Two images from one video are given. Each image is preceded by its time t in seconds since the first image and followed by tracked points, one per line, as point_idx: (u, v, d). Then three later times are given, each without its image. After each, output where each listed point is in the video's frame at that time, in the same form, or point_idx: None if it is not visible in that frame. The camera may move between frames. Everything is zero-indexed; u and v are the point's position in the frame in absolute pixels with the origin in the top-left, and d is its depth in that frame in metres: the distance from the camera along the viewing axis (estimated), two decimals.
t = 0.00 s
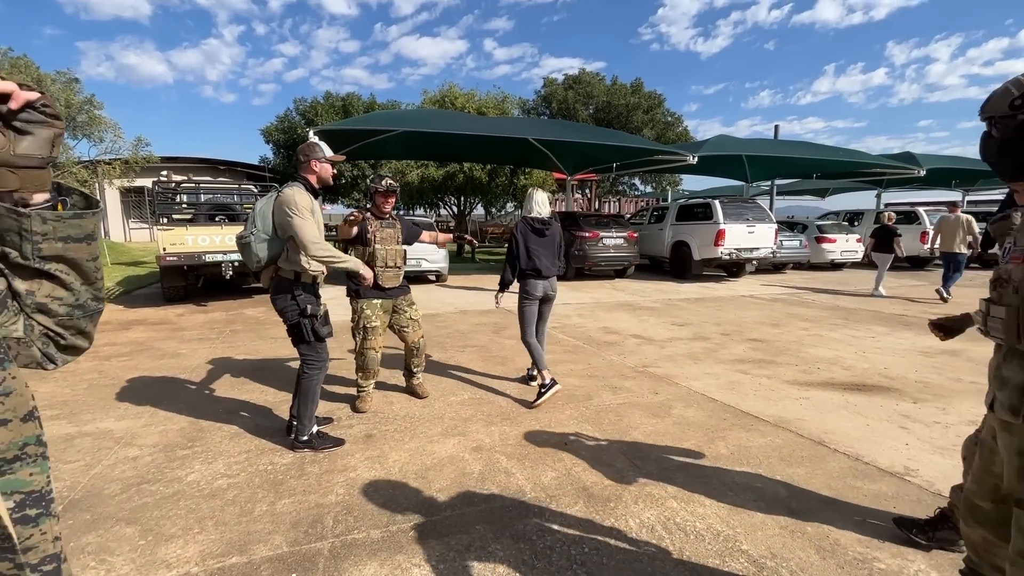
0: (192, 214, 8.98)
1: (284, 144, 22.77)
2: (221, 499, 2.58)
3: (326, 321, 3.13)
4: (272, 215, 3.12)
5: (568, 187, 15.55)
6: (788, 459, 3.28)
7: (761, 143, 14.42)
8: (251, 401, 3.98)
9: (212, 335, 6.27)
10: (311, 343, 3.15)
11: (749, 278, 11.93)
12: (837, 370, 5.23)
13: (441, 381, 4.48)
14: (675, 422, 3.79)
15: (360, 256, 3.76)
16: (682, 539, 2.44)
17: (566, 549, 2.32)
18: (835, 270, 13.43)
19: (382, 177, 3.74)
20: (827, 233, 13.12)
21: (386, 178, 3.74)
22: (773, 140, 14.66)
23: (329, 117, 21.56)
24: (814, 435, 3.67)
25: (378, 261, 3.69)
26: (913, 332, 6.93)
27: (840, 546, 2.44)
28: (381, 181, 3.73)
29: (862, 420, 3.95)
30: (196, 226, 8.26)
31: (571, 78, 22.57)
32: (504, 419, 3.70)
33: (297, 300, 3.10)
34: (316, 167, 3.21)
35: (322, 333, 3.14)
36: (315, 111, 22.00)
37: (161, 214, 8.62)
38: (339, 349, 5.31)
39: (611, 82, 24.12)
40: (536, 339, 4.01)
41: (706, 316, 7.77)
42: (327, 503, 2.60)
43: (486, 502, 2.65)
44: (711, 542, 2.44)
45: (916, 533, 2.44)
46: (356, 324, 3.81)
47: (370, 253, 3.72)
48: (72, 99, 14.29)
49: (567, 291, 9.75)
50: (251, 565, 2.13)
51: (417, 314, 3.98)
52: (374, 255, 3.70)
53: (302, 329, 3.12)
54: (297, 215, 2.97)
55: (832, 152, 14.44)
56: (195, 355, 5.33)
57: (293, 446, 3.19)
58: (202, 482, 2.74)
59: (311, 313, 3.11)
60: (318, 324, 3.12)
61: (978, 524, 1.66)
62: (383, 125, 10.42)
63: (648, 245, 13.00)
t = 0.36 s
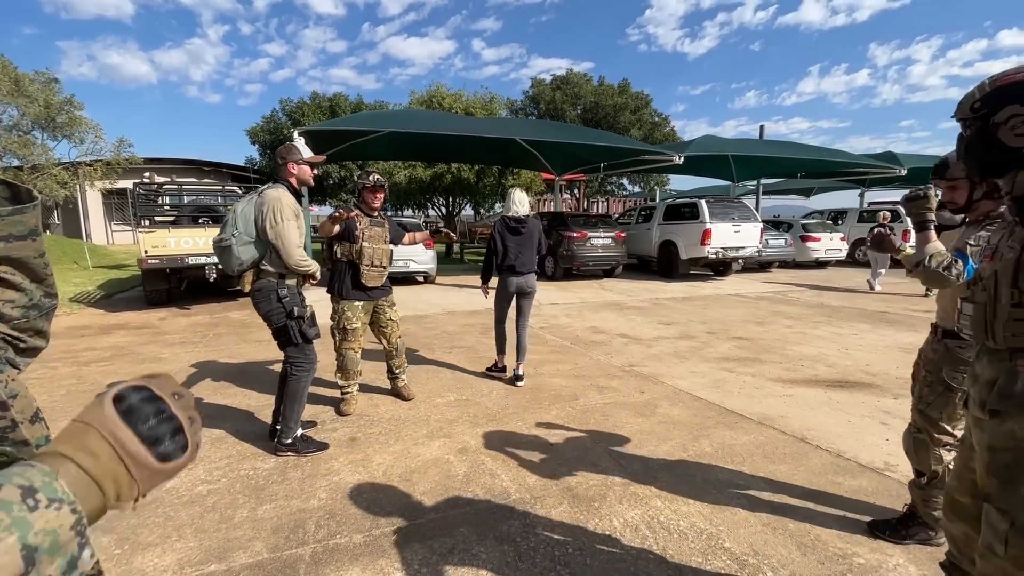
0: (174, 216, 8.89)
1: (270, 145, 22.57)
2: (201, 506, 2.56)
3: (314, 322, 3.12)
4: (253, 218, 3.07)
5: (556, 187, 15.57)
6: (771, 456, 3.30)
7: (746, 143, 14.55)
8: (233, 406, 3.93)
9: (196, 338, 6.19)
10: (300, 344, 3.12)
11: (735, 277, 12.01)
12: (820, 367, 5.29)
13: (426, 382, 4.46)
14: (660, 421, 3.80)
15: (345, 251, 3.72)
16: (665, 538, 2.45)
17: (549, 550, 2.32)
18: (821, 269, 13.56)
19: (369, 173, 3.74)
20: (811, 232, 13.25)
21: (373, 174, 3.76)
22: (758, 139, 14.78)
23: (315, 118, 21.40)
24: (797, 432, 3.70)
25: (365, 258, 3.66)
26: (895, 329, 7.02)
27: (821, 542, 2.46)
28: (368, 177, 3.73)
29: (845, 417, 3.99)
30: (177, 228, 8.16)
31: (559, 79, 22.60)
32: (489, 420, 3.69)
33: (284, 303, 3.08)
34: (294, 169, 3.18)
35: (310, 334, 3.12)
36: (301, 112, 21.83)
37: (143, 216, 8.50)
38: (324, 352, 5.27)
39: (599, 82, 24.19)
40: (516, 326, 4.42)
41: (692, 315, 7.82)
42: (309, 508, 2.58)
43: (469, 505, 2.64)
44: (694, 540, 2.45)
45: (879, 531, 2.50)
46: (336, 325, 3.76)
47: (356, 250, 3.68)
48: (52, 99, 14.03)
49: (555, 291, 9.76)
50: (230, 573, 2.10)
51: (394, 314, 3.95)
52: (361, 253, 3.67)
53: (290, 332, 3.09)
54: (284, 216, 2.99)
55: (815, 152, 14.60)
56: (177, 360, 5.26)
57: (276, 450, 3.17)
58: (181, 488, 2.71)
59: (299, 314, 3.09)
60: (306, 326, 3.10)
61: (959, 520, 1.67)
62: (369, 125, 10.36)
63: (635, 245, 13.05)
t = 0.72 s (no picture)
0: (158, 217, 8.78)
1: (257, 146, 22.38)
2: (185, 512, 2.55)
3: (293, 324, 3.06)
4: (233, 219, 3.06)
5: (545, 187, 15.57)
6: (758, 453, 3.33)
7: (733, 143, 14.66)
8: (219, 410, 3.90)
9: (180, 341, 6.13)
10: (280, 348, 3.08)
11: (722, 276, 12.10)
12: (806, 365, 5.34)
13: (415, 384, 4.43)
14: (648, 420, 3.82)
15: (339, 262, 3.71)
16: (652, 537, 2.46)
17: (538, 551, 2.32)
18: (807, 267, 13.70)
19: (361, 182, 3.71)
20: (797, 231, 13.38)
21: (364, 182, 3.74)
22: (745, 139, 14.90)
23: (302, 118, 21.24)
24: (783, 429, 3.73)
25: (359, 267, 3.65)
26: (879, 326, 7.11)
27: (806, 537, 2.49)
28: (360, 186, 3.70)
29: (831, 413, 4.03)
30: (161, 230, 8.01)
31: (547, 79, 22.62)
32: (477, 420, 3.69)
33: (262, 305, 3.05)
34: (272, 173, 3.16)
35: (291, 338, 3.07)
36: (288, 112, 21.66)
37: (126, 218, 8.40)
38: (312, 354, 5.23)
39: (587, 82, 24.25)
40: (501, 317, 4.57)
41: (680, 314, 7.86)
42: (296, 513, 2.57)
43: (457, 507, 2.63)
44: (682, 538, 2.46)
45: (864, 526, 2.53)
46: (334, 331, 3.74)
47: (348, 260, 3.67)
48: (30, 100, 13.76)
49: (544, 291, 9.77)
50: None
51: (399, 317, 3.93)
52: (354, 262, 3.65)
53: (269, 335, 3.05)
54: (256, 216, 2.94)
55: (801, 152, 14.74)
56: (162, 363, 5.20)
57: (262, 454, 3.16)
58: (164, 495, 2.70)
59: (277, 319, 3.05)
60: (286, 328, 3.05)
61: (939, 514, 1.69)
62: (356, 126, 10.29)
63: (624, 244, 13.09)
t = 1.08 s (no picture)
0: (144, 218, 8.68)
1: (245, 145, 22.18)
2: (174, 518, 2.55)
3: (273, 326, 3.03)
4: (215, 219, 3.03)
5: (535, 186, 15.57)
6: (749, 450, 3.35)
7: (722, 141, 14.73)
8: (208, 413, 3.87)
9: (168, 344, 6.06)
10: (258, 349, 3.05)
11: (712, 275, 12.18)
12: (795, 362, 5.37)
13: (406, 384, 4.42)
14: (640, 419, 3.82)
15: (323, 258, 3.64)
16: (645, 535, 2.46)
17: (532, 550, 2.31)
18: (796, 264, 13.80)
19: (345, 179, 3.67)
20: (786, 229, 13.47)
21: (349, 180, 3.69)
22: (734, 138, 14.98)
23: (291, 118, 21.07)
24: (774, 426, 3.75)
25: (346, 263, 3.62)
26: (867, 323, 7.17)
27: (796, 533, 2.51)
28: (344, 183, 3.65)
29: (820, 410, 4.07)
30: (147, 230, 7.94)
31: (537, 78, 22.62)
32: (469, 420, 3.68)
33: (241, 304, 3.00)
34: (256, 168, 3.12)
35: (270, 340, 3.04)
36: (276, 111, 21.48)
37: (111, 219, 8.29)
38: (301, 355, 5.19)
39: (577, 81, 24.26)
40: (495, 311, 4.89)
41: (671, 312, 7.88)
42: (287, 516, 2.56)
43: (450, 509, 2.62)
44: (674, 536, 2.47)
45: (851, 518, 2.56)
46: (321, 330, 3.71)
47: (335, 256, 3.63)
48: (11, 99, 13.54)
49: (536, 291, 9.77)
50: None
51: (381, 314, 3.93)
52: (341, 258, 3.62)
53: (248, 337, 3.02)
54: (236, 214, 2.89)
55: (789, 151, 14.85)
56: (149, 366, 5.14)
57: (253, 458, 3.12)
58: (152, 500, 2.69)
59: (257, 321, 3.01)
60: (264, 330, 3.02)
61: (927, 508, 1.69)
62: (345, 125, 10.21)
63: (615, 243, 13.12)
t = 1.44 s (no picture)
0: (139, 221, 8.64)
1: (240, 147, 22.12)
2: (169, 521, 2.53)
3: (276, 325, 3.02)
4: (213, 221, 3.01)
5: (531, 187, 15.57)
6: (747, 449, 3.35)
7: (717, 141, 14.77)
8: (203, 416, 3.84)
9: (164, 346, 6.03)
10: (261, 349, 3.03)
11: (708, 274, 12.20)
12: (792, 360, 5.38)
13: (403, 385, 4.40)
14: (638, 418, 3.82)
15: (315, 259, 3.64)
16: (644, 534, 2.46)
17: (531, 551, 2.31)
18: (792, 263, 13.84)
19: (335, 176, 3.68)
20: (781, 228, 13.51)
21: (338, 175, 3.69)
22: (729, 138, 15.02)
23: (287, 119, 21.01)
24: (772, 424, 3.75)
25: (340, 264, 3.64)
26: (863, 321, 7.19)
27: (795, 531, 2.50)
28: (333, 180, 3.66)
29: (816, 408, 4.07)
30: (141, 232, 7.89)
31: (532, 79, 22.65)
32: (467, 421, 3.67)
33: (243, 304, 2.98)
34: (251, 169, 3.11)
35: (272, 339, 3.02)
36: (271, 112, 21.43)
37: (105, 221, 8.24)
38: (298, 357, 5.17)
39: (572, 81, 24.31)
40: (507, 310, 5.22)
41: (668, 312, 7.89)
42: (283, 519, 2.54)
43: (448, 510, 2.60)
44: (673, 535, 2.46)
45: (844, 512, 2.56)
46: (309, 330, 3.68)
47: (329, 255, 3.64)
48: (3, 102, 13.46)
49: (532, 291, 9.76)
50: None
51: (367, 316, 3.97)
52: (336, 258, 3.64)
53: (251, 337, 2.99)
54: (245, 217, 2.91)
55: (784, 150, 14.90)
56: (144, 369, 5.11)
57: (249, 460, 3.10)
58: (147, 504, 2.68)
59: (259, 320, 2.98)
60: (268, 330, 3.00)
61: (926, 505, 1.69)
62: (340, 126, 10.17)
63: (611, 243, 13.12)
